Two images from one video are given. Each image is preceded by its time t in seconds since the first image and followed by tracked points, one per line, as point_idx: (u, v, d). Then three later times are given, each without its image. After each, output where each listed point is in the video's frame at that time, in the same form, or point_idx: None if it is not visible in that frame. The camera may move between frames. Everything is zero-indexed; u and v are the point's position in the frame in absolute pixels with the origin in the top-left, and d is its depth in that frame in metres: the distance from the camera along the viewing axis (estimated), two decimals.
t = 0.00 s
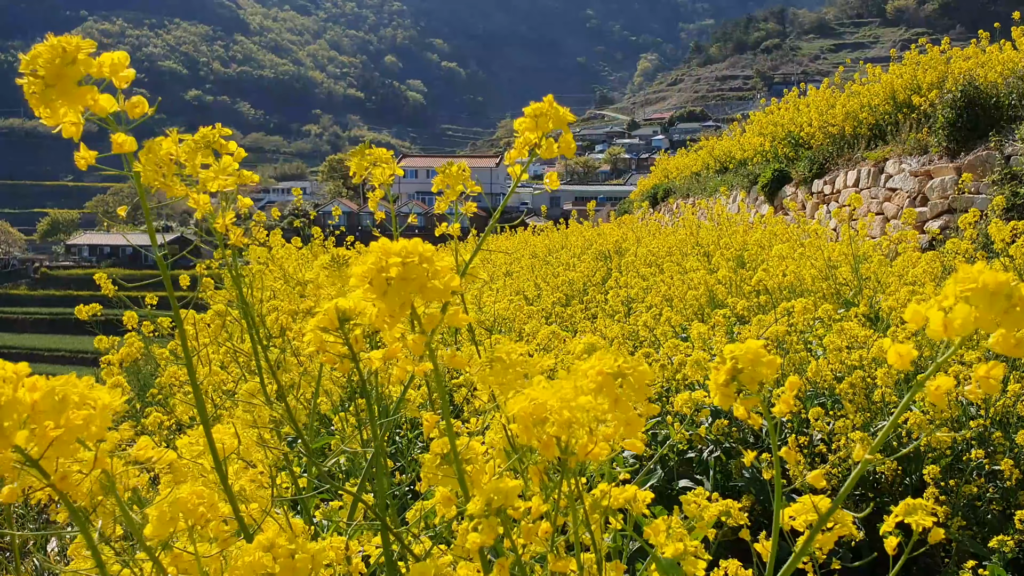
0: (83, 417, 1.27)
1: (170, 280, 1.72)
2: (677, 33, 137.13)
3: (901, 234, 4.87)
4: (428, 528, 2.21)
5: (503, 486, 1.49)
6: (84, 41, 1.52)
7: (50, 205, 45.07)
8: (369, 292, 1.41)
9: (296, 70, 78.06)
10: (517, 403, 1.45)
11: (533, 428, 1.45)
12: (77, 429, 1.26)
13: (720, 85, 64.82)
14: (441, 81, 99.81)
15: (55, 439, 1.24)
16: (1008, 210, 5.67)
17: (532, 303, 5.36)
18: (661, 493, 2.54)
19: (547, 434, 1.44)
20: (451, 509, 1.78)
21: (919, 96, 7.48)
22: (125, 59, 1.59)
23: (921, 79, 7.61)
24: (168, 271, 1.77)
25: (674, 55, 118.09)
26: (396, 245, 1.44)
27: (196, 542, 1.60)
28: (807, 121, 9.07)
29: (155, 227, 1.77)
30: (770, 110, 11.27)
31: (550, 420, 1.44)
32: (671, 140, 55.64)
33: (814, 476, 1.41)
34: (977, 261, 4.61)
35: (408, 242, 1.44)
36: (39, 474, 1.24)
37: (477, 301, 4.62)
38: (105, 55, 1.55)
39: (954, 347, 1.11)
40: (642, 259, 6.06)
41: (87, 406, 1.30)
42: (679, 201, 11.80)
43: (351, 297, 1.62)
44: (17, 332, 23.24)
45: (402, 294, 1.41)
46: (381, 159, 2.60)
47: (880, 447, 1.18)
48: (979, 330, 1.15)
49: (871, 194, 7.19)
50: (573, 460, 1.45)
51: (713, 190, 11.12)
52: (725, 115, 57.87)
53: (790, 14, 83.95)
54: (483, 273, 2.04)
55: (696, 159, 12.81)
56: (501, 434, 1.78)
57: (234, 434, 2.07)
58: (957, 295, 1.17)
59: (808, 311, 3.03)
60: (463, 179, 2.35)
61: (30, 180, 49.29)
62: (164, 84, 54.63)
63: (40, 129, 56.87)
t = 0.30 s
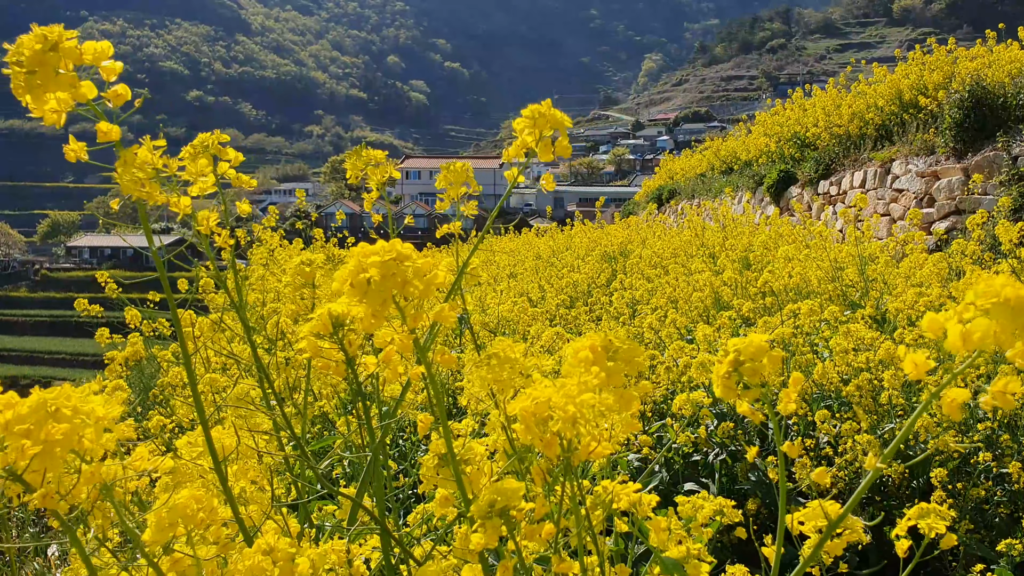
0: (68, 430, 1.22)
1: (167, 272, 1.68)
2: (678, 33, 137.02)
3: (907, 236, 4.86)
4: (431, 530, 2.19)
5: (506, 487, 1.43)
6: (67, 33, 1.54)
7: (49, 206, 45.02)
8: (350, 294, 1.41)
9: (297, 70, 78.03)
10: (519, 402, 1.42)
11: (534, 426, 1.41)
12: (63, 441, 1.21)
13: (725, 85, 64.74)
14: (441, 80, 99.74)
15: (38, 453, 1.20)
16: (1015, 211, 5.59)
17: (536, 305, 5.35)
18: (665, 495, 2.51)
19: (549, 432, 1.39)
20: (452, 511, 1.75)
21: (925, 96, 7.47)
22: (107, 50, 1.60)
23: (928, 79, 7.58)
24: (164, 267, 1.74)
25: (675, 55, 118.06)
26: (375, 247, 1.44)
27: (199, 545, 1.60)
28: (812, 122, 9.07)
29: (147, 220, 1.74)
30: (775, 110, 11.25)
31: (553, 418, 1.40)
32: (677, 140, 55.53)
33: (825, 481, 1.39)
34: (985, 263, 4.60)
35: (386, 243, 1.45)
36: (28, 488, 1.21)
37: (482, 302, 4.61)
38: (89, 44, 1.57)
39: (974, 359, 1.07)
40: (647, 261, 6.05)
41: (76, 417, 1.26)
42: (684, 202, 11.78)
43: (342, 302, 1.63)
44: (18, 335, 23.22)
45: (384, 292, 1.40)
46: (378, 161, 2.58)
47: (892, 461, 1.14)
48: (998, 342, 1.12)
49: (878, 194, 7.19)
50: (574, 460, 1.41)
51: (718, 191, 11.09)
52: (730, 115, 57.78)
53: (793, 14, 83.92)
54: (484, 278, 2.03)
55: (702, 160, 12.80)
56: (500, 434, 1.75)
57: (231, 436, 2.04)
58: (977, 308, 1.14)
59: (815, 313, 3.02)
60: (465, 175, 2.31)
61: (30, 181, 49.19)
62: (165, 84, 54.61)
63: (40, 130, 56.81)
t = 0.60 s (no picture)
0: (62, 428, 1.23)
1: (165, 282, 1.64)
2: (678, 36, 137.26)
3: (915, 237, 4.87)
4: (437, 534, 2.17)
5: (512, 488, 1.41)
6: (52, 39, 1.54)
7: (49, 208, 44.94)
8: (345, 293, 1.40)
9: (299, 71, 78.04)
10: (521, 402, 1.40)
11: (537, 426, 1.39)
12: (57, 439, 1.22)
13: (729, 86, 64.79)
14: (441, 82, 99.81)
15: (32, 451, 1.21)
16: None
17: (541, 307, 5.34)
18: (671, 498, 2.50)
19: (552, 431, 1.37)
20: (453, 513, 1.73)
21: (932, 96, 7.49)
22: (93, 54, 1.60)
23: (934, 79, 7.63)
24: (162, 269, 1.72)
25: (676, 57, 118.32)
26: (368, 247, 1.42)
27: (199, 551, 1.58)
28: (819, 122, 9.08)
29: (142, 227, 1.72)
30: (781, 110, 11.25)
31: (556, 416, 1.38)
32: (681, 141, 55.51)
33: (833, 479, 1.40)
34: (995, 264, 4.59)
35: (382, 241, 1.43)
36: (23, 487, 1.21)
37: (487, 305, 4.59)
38: (74, 50, 1.56)
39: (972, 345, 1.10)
40: (653, 262, 6.04)
41: (68, 417, 1.26)
42: (689, 203, 11.77)
43: (340, 306, 1.63)
44: (18, 337, 23.11)
45: (382, 288, 1.40)
46: (342, 173, 2.68)
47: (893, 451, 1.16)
48: (995, 330, 1.15)
49: (885, 196, 7.18)
50: (577, 460, 1.38)
51: (724, 191, 11.08)
52: (735, 116, 57.81)
53: (795, 15, 84.20)
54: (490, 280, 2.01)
55: (707, 160, 12.81)
56: (504, 436, 1.73)
57: (234, 438, 2.03)
58: (968, 295, 1.18)
59: (821, 314, 3.01)
60: (432, 181, 2.46)
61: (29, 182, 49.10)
62: (166, 85, 54.60)
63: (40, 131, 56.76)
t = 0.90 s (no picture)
0: (97, 422, 1.21)
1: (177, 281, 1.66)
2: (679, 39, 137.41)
3: (922, 238, 4.86)
4: (444, 537, 2.15)
5: (525, 489, 1.39)
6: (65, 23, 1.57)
7: (49, 210, 44.91)
8: (367, 287, 1.38)
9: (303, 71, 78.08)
10: (532, 403, 1.39)
11: (548, 426, 1.39)
12: (92, 431, 1.20)
13: (735, 87, 64.79)
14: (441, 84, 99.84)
15: (70, 441, 1.19)
16: None
17: (545, 310, 5.31)
18: (679, 501, 2.50)
19: (562, 430, 1.37)
20: (461, 515, 1.72)
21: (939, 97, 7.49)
22: (103, 39, 1.65)
23: (941, 79, 7.66)
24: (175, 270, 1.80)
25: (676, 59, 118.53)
26: (392, 242, 1.40)
27: (217, 550, 1.56)
28: (825, 123, 9.06)
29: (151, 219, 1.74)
30: (786, 111, 11.21)
31: (566, 416, 1.37)
32: (686, 143, 55.48)
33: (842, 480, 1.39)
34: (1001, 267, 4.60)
35: (408, 238, 1.40)
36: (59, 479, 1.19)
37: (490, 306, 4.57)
38: (84, 33, 1.60)
39: (979, 336, 1.12)
40: (658, 264, 6.01)
41: (102, 409, 1.24)
42: (694, 204, 11.73)
43: (347, 309, 1.61)
44: (17, 340, 22.95)
45: (403, 285, 1.38)
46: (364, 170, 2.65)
47: (903, 448, 1.16)
48: (997, 318, 1.16)
49: (892, 197, 7.14)
50: (590, 460, 1.37)
51: (729, 192, 11.05)
52: (740, 118, 57.78)
53: (799, 17, 84.25)
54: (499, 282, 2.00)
55: (712, 161, 12.78)
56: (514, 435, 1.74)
57: (241, 437, 2.03)
58: (973, 286, 1.19)
59: (828, 316, 3.00)
60: (460, 179, 2.40)
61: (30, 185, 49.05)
62: (167, 86, 54.60)
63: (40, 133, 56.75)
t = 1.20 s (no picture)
0: (80, 428, 1.18)
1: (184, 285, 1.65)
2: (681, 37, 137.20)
3: (929, 240, 4.85)
4: (447, 540, 2.14)
5: (527, 492, 1.36)
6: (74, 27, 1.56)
7: (50, 212, 44.91)
8: (359, 293, 1.37)
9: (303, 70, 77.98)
10: (534, 407, 1.35)
11: (551, 430, 1.35)
12: (75, 440, 1.17)
13: (741, 87, 64.63)
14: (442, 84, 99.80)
15: (51, 451, 1.16)
16: None
17: (550, 312, 5.30)
18: (685, 503, 2.49)
19: (565, 436, 1.33)
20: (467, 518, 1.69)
21: (946, 97, 7.49)
22: (111, 43, 1.62)
23: (947, 79, 7.66)
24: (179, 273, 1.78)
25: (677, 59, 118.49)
26: (384, 247, 1.38)
27: (214, 555, 1.55)
28: (831, 123, 9.05)
29: (156, 221, 1.74)
30: (793, 111, 11.18)
31: (570, 421, 1.34)
32: (691, 144, 55.40)
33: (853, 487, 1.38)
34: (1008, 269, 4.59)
35: (397, 243, 1.39)
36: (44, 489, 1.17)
37: (495, 309, 4.56)
38: (94, 37, 1.59)
39: (1001, 347, 1.11)
40: (663, 265, 6.00)
41: (89, 416, 1.21)
42: (700, 206, 11.72)
43: (354, 309, 1.58)
44: (18, 342, 22.84)
45: (398, 291, 1.36)
46: (371, 170, 2.60)
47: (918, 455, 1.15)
48: (1019, 328, 1.15)
49: (898, 198, 7.16)
50: (592, 466, 1.34)
51: (734, 194, 11.03)
52: (745, 118, 57.70)
53: (803, 17, 84.02)
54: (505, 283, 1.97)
55: (717, 163, 12.75)
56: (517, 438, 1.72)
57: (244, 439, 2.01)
58: (995, 297, 1.19)
59: (833, 318, 3.00)
60: (445, 184, 2.41)
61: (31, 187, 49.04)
62: (167, 86, 54.57)
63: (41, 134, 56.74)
